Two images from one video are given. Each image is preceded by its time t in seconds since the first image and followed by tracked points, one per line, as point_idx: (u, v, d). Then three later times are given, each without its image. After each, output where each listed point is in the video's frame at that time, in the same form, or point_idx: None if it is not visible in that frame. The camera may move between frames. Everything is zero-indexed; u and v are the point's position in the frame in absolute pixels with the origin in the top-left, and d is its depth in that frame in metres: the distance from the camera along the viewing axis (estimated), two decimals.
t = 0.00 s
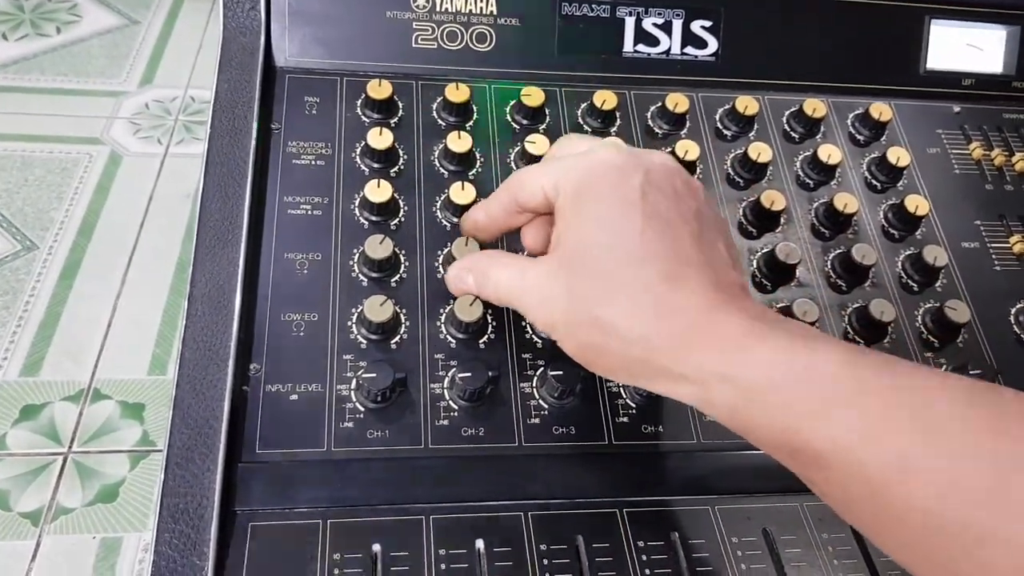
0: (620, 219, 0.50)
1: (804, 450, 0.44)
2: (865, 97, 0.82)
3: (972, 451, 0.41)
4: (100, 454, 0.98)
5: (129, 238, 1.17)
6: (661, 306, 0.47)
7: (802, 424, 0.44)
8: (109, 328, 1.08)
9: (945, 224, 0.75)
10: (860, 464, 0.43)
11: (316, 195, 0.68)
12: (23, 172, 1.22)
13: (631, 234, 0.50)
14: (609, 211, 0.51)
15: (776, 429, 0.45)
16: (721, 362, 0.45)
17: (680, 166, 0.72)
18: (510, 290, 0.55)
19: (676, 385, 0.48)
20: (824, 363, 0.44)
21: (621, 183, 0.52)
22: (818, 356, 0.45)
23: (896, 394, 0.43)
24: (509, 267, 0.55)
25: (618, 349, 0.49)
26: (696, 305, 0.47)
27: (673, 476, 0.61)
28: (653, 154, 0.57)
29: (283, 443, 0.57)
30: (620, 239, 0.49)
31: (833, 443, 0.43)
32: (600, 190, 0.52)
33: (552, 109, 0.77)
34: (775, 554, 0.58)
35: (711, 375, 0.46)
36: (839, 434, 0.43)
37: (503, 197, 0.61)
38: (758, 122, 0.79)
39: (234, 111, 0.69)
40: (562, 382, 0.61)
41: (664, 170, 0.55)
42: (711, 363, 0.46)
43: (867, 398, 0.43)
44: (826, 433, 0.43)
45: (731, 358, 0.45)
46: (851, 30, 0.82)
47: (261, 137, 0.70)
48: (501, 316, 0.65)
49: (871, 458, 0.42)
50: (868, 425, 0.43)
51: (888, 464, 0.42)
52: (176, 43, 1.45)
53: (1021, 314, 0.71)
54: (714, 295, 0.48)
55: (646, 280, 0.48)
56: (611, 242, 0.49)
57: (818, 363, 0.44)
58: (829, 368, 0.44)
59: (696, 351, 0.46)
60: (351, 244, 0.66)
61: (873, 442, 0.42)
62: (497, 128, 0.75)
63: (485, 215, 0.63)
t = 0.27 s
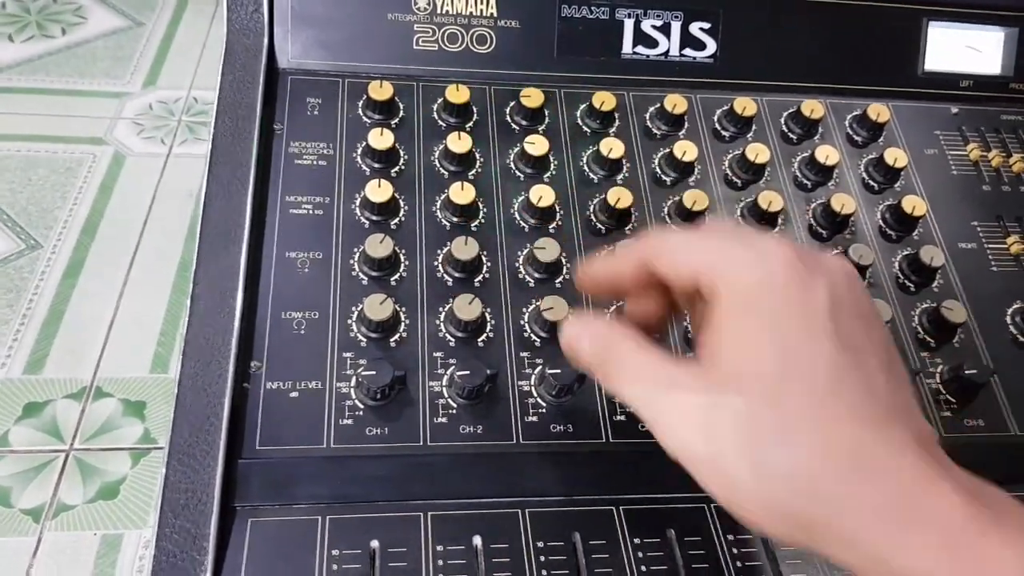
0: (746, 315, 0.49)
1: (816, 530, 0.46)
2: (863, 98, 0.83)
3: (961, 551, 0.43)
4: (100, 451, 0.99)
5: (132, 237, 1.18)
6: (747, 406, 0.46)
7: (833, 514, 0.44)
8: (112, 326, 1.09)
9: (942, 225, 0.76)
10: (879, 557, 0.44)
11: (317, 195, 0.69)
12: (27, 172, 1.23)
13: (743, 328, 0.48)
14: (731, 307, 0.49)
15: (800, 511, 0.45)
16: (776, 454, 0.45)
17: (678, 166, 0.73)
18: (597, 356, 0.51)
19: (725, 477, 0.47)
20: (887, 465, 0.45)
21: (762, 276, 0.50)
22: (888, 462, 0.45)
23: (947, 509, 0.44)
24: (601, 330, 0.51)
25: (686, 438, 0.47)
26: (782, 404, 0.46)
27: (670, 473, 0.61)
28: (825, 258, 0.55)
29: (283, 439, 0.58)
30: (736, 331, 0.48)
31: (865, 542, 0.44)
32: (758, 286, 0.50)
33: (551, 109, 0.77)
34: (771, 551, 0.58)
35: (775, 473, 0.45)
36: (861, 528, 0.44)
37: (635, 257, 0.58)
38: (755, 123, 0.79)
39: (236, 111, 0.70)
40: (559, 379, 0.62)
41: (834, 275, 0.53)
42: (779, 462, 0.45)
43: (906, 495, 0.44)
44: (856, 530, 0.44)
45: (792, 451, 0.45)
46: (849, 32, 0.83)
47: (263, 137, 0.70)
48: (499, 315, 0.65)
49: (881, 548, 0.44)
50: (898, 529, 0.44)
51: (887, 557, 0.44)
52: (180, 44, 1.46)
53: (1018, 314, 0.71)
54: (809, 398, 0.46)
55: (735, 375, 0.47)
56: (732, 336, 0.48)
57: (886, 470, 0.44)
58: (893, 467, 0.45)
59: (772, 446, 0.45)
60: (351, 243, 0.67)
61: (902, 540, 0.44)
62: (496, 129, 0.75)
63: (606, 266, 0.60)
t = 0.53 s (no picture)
0: (816, 425, 0.47)
1: None
2: (861, 101, 0.84)
3: None
4: (108, 447, 1.00)
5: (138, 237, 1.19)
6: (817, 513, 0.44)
7: None
8: (118, 324, 1.10)
9: (941, 226, 0.77)
10: None
11: (321, 194, 0.70)
12: (34, 172, 1.24)
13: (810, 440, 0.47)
14: (800, 419, 0.48)
15: None
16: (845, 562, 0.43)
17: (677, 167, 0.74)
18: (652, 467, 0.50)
19: None
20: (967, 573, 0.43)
21: (833, 383, 0.49)
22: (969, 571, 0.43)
23: None
24: (660, 441, 0.50)
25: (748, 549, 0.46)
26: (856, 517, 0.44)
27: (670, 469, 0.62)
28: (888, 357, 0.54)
29: (288, 434, 0.59)
30: (805, 443, 0.47)
31: None
32: (826, 391, 0.49)
33: (552, 111, 0.79)
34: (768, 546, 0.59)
35: None
36: None
37: (691, 370, 0.56)
38: (755, 125, 0.80)
39: (242, 112, 0.71)
40: (559, 376, 0.62)
41: (895, 374, 0.52)
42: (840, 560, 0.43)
43: None
44: None
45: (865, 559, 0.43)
46: (848, 35, 0.84)
47: (268, 138, 0.71)
48: (501, 312, 0.67)
49: None
50: None
51: None
52: (185, 46, 1.48)
53: (1016, 314, 0.72)
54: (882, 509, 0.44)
55: (803, 487, 0.45)
56: (799, 446, 0.47)
57: None
58: None
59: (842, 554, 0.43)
60: (355, 242, 0.68)
61: None
62: (498, 130, 0.77)
63: (663, 394, 0.57)
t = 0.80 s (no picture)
0: (711, 299, 0.50)
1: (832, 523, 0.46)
2: (863, 99, 0.83)
3: (964, 518, 0.45)
4: (106, 450, 0.99)
5: (137, 238, 1.19)
6: (737, 387, 0.47)
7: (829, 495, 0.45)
8: (117, 326, 1.09)
9: (942, 226, 0.76)
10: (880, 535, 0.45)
11: (319, 194, 0.69)
12: (33, 172, 1.24)
13: (723, 324, 0.49)
14: (705, 296, 0.50)
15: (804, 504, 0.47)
16: (772, 446, 0.46)
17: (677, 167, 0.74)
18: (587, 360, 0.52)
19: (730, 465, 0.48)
20: (878, 448, 0.45)
21: (731, 264, 0.52)
22: (879, 446, 0.45)
23: (939, 482, 0.45)
24: (559, 307, 0.53)
25: (695, 437, 0.48)
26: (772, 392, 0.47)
27: (670, 471, 0.62)
28: (779, 237, 0.57)
29: (285, 436, 0.58)
30: (714, 323, 0.49)
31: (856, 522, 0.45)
32: (710, 267, 0.52)
33: (553, 110, 0.78)
34: (769, 549, 0.59)
35: (775, 463, 0.46)
36: (870, 510, 0.45)
37: (596, 248, 0.60)
38: (756, 123, 0.80)
39: (240, 111, 0.71)
40: (559, 377, 0.62)
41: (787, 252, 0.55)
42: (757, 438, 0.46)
43: (900, 470, 0.45)
44: (858, 511, 0.45)
45: (785, 436, 0.46)
46: (849, 33, 0.83)
47: (266, 137, 0.71)
48: (500, 312, 0.66)
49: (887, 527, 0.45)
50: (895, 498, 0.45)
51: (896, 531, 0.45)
52: (185, 46, 1.47)
53: (1018, 314, 0.72)
54: (801, 389, 0.47)
55: (721, 368, 0.47)
56: (710, 326, 0.49)
57: (884, 457, 0.45)
58: (883, 451, 0.45)
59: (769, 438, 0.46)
60: (354, 242, 0.67)
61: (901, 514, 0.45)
62: (498, 129, 0.76)
63: (574, 262, 0.61)
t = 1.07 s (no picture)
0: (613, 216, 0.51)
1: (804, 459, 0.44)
2: (864, 100, 0.83)
3: (1000, 479, 0.41)
4: (104, 458, 0.99)
5: (134, 243, 1.18)
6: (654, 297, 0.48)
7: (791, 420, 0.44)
8: (114, 333, 1.09)
9: (946, 227, 0.75)
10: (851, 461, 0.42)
11: (316, 201, 0.68)
12: (29, 179, 1.23)
13: (624, 236, 0.50)
14: (596, 209, 0.52)
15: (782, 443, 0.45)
16: (709, 361, 0.46)
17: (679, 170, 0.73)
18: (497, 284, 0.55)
19: (681, 383, 0.47)
20: (837, 372, 0.44)
21: (625, 181, 0.54)
22: (836, 369, 0.44)
23: (909, 405, 0.43)
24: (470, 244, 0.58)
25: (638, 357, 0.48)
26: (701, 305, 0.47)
27: (674, 479, 0.61)
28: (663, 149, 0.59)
29: (284, 448, 0.58)
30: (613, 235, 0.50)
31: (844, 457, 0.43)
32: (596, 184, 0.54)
33: (551, 114, 0.77)
34: (775, 558, 0.58)
35: (722, 376, 0.46)
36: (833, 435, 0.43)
37: (508, 192, 0.61)
38: (757, 125, 0.79)
39: (235, 117, 0.70)
40: (562, 386, 0.62)
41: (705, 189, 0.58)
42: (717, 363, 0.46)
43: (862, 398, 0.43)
44: (824, 440, 0.43)
45: (730, 354, 0.46)
46: (850, 32, 0.82)
47: (262, 144, 0.70)
48: (500, 319, 0.65)
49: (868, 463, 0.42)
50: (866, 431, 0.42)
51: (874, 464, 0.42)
52: (181, 50, 1.46)
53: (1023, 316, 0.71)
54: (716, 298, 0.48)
55: (637, 280, 0.48)
56: (604, 239, 0.50)
57: (841, 378, 0.44)
58: (840, 374, 0.44)
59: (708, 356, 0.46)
60: (351, 249, 0.66)
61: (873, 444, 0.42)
62: (496, 134, 0.75)
63: (498, 215, 0.63)
